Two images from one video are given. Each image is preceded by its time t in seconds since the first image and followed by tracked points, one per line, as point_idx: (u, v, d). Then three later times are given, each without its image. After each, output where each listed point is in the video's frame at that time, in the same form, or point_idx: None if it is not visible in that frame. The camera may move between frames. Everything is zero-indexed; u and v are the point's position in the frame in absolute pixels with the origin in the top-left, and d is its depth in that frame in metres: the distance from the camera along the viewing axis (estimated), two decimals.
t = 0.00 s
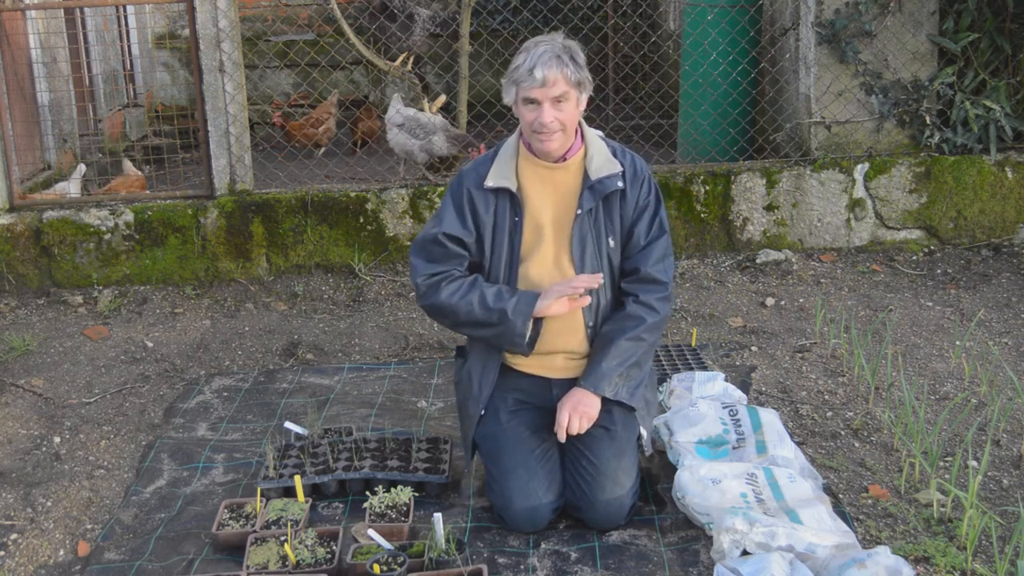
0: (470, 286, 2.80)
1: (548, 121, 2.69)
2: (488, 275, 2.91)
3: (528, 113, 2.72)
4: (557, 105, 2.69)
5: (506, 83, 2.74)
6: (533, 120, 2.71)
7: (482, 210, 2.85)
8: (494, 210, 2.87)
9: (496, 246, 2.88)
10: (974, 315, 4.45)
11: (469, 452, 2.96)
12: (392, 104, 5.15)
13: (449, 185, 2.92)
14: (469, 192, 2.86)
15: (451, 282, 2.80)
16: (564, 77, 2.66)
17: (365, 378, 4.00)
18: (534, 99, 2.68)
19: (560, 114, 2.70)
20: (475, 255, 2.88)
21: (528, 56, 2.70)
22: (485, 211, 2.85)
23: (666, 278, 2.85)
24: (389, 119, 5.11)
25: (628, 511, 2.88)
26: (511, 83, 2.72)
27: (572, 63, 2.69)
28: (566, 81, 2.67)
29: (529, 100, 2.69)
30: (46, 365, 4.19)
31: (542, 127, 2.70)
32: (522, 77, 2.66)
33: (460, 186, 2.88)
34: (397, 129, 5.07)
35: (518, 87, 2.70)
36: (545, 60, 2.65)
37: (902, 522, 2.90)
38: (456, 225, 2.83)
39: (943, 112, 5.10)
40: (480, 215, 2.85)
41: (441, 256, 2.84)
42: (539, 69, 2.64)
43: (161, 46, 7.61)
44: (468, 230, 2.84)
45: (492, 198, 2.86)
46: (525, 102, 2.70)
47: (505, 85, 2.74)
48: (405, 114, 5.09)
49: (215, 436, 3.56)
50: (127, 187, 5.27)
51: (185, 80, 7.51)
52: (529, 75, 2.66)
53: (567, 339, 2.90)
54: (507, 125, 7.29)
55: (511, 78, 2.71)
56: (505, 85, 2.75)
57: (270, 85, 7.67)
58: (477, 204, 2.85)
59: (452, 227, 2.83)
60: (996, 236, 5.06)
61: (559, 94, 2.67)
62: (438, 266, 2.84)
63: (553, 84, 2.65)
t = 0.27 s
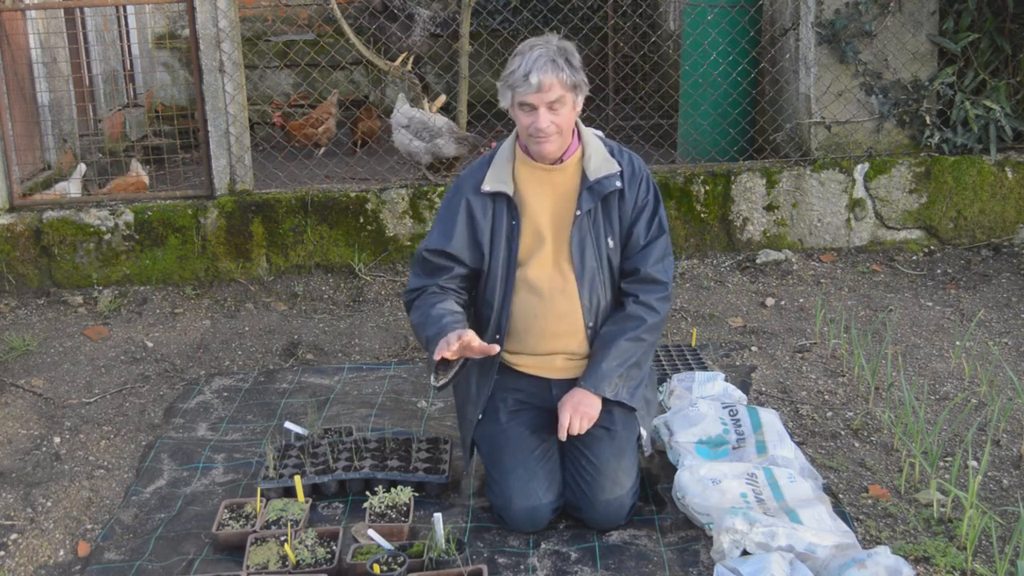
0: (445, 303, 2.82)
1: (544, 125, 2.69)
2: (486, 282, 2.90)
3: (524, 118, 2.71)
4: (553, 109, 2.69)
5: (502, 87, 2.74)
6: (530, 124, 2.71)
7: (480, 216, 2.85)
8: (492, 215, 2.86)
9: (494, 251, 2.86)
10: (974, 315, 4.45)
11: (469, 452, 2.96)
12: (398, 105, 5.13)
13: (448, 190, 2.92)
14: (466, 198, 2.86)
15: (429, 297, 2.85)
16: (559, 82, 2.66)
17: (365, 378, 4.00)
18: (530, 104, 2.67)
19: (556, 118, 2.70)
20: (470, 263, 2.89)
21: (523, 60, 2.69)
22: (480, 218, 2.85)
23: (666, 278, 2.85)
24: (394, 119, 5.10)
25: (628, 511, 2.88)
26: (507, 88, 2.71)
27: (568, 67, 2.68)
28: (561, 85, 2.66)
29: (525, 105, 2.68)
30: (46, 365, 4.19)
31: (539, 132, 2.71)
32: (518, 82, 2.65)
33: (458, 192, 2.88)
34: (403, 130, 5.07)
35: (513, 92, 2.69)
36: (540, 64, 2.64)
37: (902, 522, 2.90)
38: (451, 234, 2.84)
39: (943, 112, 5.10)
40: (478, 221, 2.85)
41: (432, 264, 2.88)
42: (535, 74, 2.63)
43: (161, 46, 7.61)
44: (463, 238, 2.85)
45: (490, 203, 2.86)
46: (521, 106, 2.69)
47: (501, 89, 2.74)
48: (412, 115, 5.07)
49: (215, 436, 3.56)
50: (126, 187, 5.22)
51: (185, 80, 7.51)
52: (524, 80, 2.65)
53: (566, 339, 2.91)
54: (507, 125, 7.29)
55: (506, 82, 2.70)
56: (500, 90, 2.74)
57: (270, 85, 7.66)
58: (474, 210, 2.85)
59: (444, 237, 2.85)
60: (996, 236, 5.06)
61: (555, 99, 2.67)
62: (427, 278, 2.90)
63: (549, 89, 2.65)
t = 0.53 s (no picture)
0: (466, 324, 2.84)
1: (533, 130, 2.69)
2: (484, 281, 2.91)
3: (514, 121, 2.72)
4: (542, 113, 2.69)
5: (494, 90, 2.74)
6: (519, 128, 2.71)
7: (475, 216, 2.85)
8: (487, 216, 2.86)
9: (490, 252, 2.87)
10: (974, 315, 4.45)
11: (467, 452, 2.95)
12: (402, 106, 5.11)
13: (443, 190, 2.91)
14: (462, 198, 2.85)
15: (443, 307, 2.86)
16: (547, 87, 2.65)
17: (365, 378, 4.00)
18: (519, 109, 2.68)
19: (545, 122, 2.70)
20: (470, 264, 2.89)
21: (514, 62, 2.69)
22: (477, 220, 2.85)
23: (661, 279, 2.86)
24: (397, 120, 5.09)
25: (627, 511, 2.88)
26: (498, 90, 2.71)
27: (557, 71, 2.67)
28: (550, 90, 2.66)
29: (514, 109, 2.68)
30: (46, 365, 4.19)
31: (529, 136, 2.71)
32: (507, 86, 2.66)
33: (453, 192, 2.87)
34: (406, 132, 5.08)
35: (503, 96, 2.69)
36: (529, 69, 2.64)
37: (902, 522, 2.90)
38: (450, 237, 2.83)
39: (943, 112, 5.10)
40: (474, 224, 2.85)
41: (440, 271, 2.86)
42: (523, 79, 2.63)
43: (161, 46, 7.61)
44: (461, 240, 2.84)
45: (484, 203, 2.85)
46: (511, 110, 2.70)
47: (492, 91, 2.74)
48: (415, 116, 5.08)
49: (215, 436, 3.56)
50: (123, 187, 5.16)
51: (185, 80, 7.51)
52: (513, 84, 2.65)
53: (562, 340, 2.91)
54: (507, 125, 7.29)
55: (497, 85, 2.70)
56: (493, 92, 2.74)
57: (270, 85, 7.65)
58: (469, 211, 2.85)
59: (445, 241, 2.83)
60: (996, 236, 5.06)
61: (543, 104, 2.66)
62: (436, 288, 2.87)
63: (536, 95, 2.64)
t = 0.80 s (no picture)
0: (469, 323, 2.84)
1: (528, 130, 2.69)
2: (483, 281, 2.91)
3: (510, 121, 2.72)
4: (537, 113, 2.69)
5: (490, 89, 2.74)
6: (515, 127, 2.71)
7: (473, 215, 2.86)
8: (485, 215, 2.87)
9: (489, 251, 2.88)
10: (974, 316, 4.45)
11: (467, 453, 2.95)
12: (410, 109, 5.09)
13: (442, 190, 2.92)
14: (460, 197, 2.87)
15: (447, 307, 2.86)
16: (543, 87, 2.65)
17: (365, 378, 4.00)
18: (514, 108, 2.68)
19: (541, 121, 2.70)
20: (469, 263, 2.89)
21: (510, 62, 2.69)
22: (476, 219, 2.85)
23: (659, 275, 2.86)
24: (404, 122, 5.08)
25: (627, 511, 2.88)
26: (494, 90, 2.71)
27: (552, 71, 2.67)
28: (545, 90, 2.65)
29: (510, 108, 2.68)
30: (46, 365, 4.19)
31: (525, 135, 2.71)
32: (502, 86, 2.66)
33: (451, 192, 2.89)
34: (412, 135, 5.07)
35: (499, 95, 2.69)
36: (524, 69, 2.64)
37: (902, 522, 2.90)
38: (449, 236, 2.84)
39: (943, 112, 5.10)
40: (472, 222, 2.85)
41: (440, 270, 2.86)
42: (518, 79, 2.63)
43: (161, 46, 7.61)
44: (460, 240, 2.84)
45: (482, 202, 2.86)
46: (506, 109, 2.70)
47: (489, 90, 2.74)
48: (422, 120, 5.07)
49: (215, 436, 3.56)
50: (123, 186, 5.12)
51: (185, 80, 7.50)
52: (508, 84, 2.64)
53: (561, 338, 2.90)
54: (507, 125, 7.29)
55: (493, 84, 2.70)
56: (489, 91, 2.74)
57: (270, 85, 7.65)
58: (467, 210, 2.85)
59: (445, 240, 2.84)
60: (996, 236, 5.06)
61: (538, 104, 2.66)
62: (438, 287, 2.87)
63: (531, 95, 2.64)
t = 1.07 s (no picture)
0: (467, 321, 2.84)
1: (531, 129, 2.69)
2: (481, 279, 2.91)
3: (512, 119, 2.71)
4: (541, 113, 2.69)
5: (493, 87, 2.73)
6: (517, 126, 2.70)
7: (470, 212, 2.86)
8: (483, 212, 2.87)
9: (487, 249, 2.88)
10: (974, 315, 4.45)
11: (467, 453, 2.95)
12: (417, 109, 5.10)
13: (440, 188, 2.92)
14: (457, 193, 2.87)
15: (447, 306, 2.86)
16: (549, 87, 2.65)
17: (365, 378, 4.00)
18: (518, 107, 2.67)
19: (544, 121, 2.70)
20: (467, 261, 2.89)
21: (515, 61, 2.68)
22: (474, 217, 2.85)
23: (658, 274, 2.87)
24: (410, 121, 5.09)
25: (627, 511, 2.88)
26: (498, 87, 2.70)
27: (559, 72, 2.67)
28: (551, 90, 2.66)
29: (514, 107, 2.68)
30: (46, 365, 4.19)
31: (527, 134, 2.71)
32: (508, 84, 2.65)
33: (448, 189, 2.89)
34: (416, 135, 5.08)
35: (503, 93, 2.69)
36: (531, 68, 2.64)
37: (902, 522, 2.90)
38: (447, 234, 2.84)
39: (943, 112, 5.10)
40: (470, 220, 2.85)
41: (438, 268, 2.86)
42: (525, 78, 2.63)
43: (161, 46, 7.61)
44: (458, 237, 2.84)
45: (479, 199, 2.86)
46: (510, 108, 2.69)
47: (492, 88, 2.73)
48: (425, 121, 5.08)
49: (215, 436, 3.56)
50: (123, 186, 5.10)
51: (185, 80, 7.50)
52: (514, 83, 2.64)
53: (559, 337, 2.90)
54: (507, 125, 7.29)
55: (497, 82, 2.70)
56: (491, 88, 2.73)
57: (270, 85, 7.65)
58: (465, 207, 2.85)
59: (443, 238, 2.84)
60: (996, 236, 5.06)
61: (543, 104, 2.66)
62: (436, 285, 2.87)
63: (537, 95, 2.64)
